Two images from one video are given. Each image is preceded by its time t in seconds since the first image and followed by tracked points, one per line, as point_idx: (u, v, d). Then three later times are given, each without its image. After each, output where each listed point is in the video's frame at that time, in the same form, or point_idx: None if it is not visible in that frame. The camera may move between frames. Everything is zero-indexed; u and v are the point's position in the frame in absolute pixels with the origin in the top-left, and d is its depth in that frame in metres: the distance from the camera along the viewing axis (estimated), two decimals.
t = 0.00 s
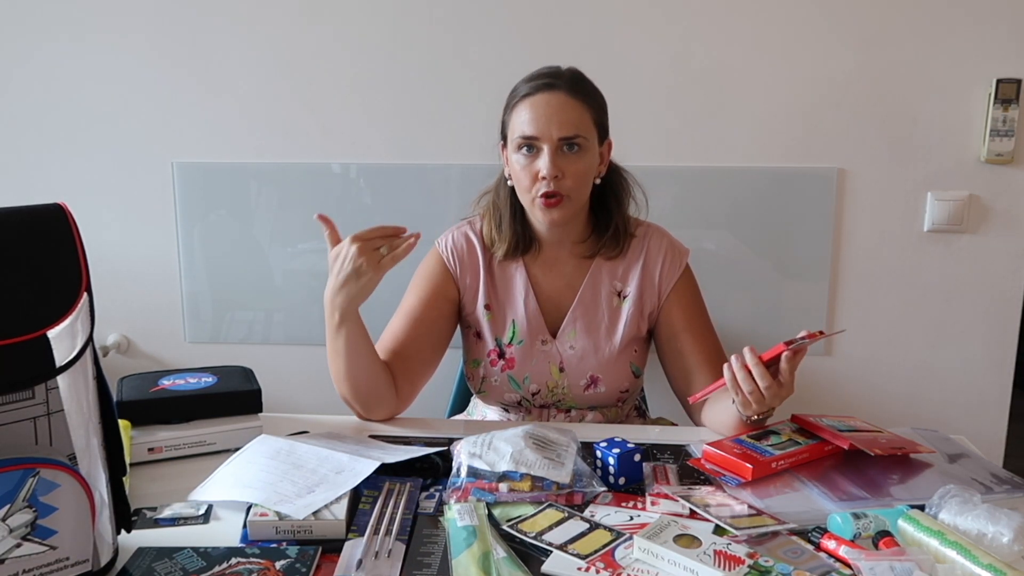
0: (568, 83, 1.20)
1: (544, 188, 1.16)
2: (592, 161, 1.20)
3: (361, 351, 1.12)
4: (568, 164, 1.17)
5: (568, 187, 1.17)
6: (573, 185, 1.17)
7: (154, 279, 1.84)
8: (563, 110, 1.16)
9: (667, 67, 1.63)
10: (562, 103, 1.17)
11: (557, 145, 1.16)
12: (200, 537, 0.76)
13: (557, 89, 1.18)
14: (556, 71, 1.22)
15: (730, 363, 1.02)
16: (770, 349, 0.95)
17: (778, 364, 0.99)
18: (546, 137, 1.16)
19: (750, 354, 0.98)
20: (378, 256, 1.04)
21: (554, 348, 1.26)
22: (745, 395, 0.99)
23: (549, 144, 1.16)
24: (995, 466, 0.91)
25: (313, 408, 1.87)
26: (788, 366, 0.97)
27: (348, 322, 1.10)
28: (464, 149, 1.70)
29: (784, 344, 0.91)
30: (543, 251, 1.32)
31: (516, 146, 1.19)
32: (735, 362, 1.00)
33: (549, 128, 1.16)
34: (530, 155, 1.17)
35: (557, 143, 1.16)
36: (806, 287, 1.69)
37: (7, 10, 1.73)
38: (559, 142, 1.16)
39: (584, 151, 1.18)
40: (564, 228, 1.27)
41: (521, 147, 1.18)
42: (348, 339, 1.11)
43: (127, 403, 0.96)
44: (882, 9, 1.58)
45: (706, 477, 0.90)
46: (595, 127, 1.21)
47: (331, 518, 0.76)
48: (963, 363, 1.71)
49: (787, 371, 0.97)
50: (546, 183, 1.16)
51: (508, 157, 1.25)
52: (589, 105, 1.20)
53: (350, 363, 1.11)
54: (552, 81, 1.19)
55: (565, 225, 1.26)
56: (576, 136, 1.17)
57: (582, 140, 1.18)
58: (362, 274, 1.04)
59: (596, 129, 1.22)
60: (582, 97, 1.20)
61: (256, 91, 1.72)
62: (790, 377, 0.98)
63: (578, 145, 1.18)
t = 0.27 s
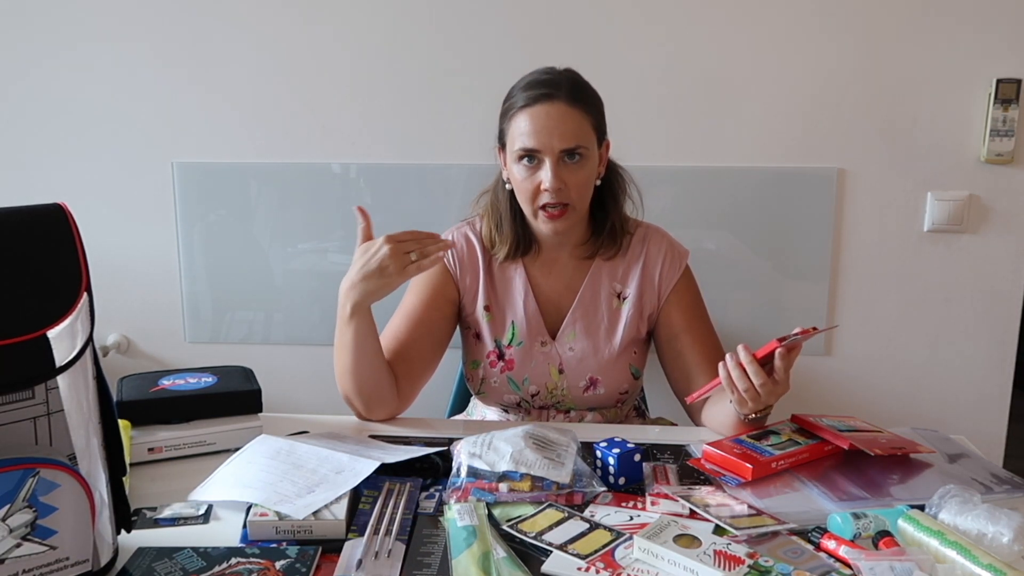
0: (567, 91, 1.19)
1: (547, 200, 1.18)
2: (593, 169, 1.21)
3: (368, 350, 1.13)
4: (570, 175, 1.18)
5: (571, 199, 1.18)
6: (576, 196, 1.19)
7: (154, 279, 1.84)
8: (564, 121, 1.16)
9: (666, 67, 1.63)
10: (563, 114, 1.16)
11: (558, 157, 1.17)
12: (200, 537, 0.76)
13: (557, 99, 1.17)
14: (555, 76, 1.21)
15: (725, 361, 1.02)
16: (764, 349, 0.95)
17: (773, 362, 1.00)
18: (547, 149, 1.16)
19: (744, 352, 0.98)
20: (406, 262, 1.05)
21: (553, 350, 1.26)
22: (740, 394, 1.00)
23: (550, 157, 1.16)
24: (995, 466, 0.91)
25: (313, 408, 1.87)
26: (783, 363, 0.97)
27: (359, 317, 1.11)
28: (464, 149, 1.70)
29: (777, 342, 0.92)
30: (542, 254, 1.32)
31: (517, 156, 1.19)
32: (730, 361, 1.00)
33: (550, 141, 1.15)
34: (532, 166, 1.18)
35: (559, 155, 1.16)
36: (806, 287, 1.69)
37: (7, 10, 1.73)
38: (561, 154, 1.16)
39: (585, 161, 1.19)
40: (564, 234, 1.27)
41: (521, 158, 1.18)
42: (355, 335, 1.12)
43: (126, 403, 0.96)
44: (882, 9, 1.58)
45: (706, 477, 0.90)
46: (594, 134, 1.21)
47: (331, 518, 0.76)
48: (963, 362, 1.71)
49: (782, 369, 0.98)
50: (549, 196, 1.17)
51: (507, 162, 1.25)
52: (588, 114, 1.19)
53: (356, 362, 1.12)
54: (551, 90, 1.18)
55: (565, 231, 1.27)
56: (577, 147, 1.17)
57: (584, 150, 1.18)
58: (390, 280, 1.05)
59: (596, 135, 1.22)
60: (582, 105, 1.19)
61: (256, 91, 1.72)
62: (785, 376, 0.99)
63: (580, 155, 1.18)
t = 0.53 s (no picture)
0: (566, 93, 1.19)
1: (549, 203, 1.18)
2: (593, 170, 1.21)
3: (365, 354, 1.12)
4: (572, 177, 1.18)
5: (573, 201, 1.19)
6: (578, 198, 1.19)
7: (155, 279, 1.84)
8: (565, 124, 1.16)
9: (666, 67, 1.63)
10: (563, 116, 1.16)
11: (560, 159, 1.16)
12: (200, 537, 0.76)
13: (556, 102, 1.17)
14: (553, 78, 1.20)
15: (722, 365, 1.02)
16: (761, 352, 0.95)
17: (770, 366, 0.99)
18: (549, 152, 1.16)
19: (742, 357, 0.98)
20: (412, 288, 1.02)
21: (554, 351, 1.27)
22: (738, 398, 0.99)
23: (552, 159, 1.16)
24: (995, 466, 0.91)
25: (313, 408, 1.87)
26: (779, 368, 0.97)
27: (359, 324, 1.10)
28: (463, 149, 1.70)
29: (774, 347, 0.91)
30: (542, 255, 1.32)
31: (517, 160, 1.19)
32: (727, 364, 1.00)
33: (552, 144, 1.15)
34: (533, 170, 1.18)
35: (560, 158, 1.16)
36: (806, 287, 1.69)
37: (7, 10, 1.73)
38: (562, 156, 1.16)
39: (586, 162, 1.19)
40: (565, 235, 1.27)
41: (523, 162, 1.18)
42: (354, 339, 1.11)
43: (126, 403, 0.96)
44: (881, 9, 1.58)
45: (706, 476, 0.90)
46: (594, 135, 1.21)
47: (331, 518, 0.76)
48: (963, 362, 1.71)
49: (778, 373, 0.98)
50: (551, 199, 1.17)
51: (507, 165, 1.24)
52: (588, 115, 1.19)
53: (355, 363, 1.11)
54: (550, 93, 1.18)
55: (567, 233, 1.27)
56: (578, 149, 1.17)
57: (585, 151, 1.18)
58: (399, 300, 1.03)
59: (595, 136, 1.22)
60: (581, 107, 1.19)
61: (256, 91, 1.72)
62: (782, 379, 0.99)
63: (580, 157, 1.18)
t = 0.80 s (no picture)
0: (568, 95, 1.19)
1: (552, 206, 1.17)
2: (594, 172, 1.21)
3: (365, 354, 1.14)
4: (575, 179, 1.18)
5: (575, 203, 1.19)
6: (580, 201, 1.19)
7: (155, 279, 1.84)
8: (567, 125, 1.16)
9: (666, 67, 1.63)
10: (565, 119, 1.16)
11: (562, 161, 1.17)
12: (200, 537, 0.76)
13: (559, 104, 1.17)
14: (554, 80, 1.20)
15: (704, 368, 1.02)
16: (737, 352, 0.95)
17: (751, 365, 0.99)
18: (552, 153, 1.16)
19: (719, 359, 0.99)
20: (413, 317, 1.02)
21: (552, 351, 1.27)
22: (722, 399, 0.99)
23: (554, 161, 1.16)
24: (995, 466, 0.91)
25: (313, 408, 1.87)
26: (759, 368, 0.97)
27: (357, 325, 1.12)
28: (464, 149, 1.70)
29: (746, 346, 0.92)
30: (541, 256, 1.32)
31: (519, 162, 1.19)
32: (707, 368, 1.00)
33: (555, 145, 1.15)
34: (535, 172, 1.18)
35: (563, 160, 1.16)
36: (806, 287, 1.69)
37: (7, 10, 1.73)
38: (564, 158, 1.16)
39: (587, 164, 1.19)
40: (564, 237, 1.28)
41: (524, 163, 1.18)
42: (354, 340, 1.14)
43: (127, 403, 0.96)
44: (881, 9, 1.58)
45: (706, 476, 0.90)
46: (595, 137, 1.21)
47: (331, 518, 0.76)
48: (963, 362, 1.71)
49: (759, 371, 0.97)
50: (554, 202, 1.17)
51: (507, 167, 1.24)
52: (590, 117, 1.20)
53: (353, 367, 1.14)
54: (552, 94, 1.17)
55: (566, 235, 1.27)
56: (580, 151, 1.17)
57: (587, 153, 1.18)
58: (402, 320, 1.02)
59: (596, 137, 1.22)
60: (583, 109, 1.19)
61: (256, 91, 1.72)
62: (764, 377, 0.99)
63: (582, 159, 1.18)
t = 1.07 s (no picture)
0: (566, 87, 1.19)
1: (551, 193, 1.17)
2: (594, 163, 1.21)
3: (361, 352, 1.13)
4: (574, 168, 1.17)
5: (574, 192, 1.18)
6: (580, 190, 1.18)
7: (154, 279, 1.84)
8: (565, 114, 1.16)
9: (666, 67, 1.63)
10: (564, 107, 1.17)
11: (561, 150, 1.16)
12: (200, 537, 0.76)
13: (557, 93, 1.18)
14: (553, 73, 1.22)
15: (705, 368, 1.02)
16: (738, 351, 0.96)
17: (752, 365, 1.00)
18: (551, 142, 1.16)
19: (721, 358, 0.99)
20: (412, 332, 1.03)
21: (553, 351, 1.27)
22: (722, 399, 0.99)
23: (553, 149, 1.16)
24: (995, 466, 0.91)
25: (313, 408, 1.87)
26: (760, 369, 0.97)
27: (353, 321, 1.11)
28: (463, 149, 1.70)
29: (749, 346, 0.93)
30: (542, 255, 1.32)
31: (518, 153, 1.19)
32: (708, 367, 1.00)
33: (553, 133, 1.15)
34: (534, 162, 1.17)
35: (562, 148, 1.16)
36: (807, 287, 1.69)
37: (8, 10, 1.73)
38: (563, 147, 1.16)
39: (587, 154, 1.19)
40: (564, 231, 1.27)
41: (523, 154, 1.18)
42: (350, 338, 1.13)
43: (127, 403, 0.96)
44: (881, 9, 1.58)
45: (706, 476, 0.90)
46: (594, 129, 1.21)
47: (331, 518, 0.76)
48: (964, 362, 1.71)
49: (760, 372, 0.98)
50: (553, 189, 1.16)
51: (507, 162, 1.24)
52: (588, 109, 1.20)
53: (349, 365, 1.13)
54: (551, 85, 1.18)
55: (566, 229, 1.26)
56: (579, 140, 1.17)
57: (586, 143, 1.18)
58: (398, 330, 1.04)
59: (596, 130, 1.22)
60: (581, 100, 1.19)
61: (256, 90, 1.72)
62: (765, 378, 0.99)
63: (581, 149, 1.18)
